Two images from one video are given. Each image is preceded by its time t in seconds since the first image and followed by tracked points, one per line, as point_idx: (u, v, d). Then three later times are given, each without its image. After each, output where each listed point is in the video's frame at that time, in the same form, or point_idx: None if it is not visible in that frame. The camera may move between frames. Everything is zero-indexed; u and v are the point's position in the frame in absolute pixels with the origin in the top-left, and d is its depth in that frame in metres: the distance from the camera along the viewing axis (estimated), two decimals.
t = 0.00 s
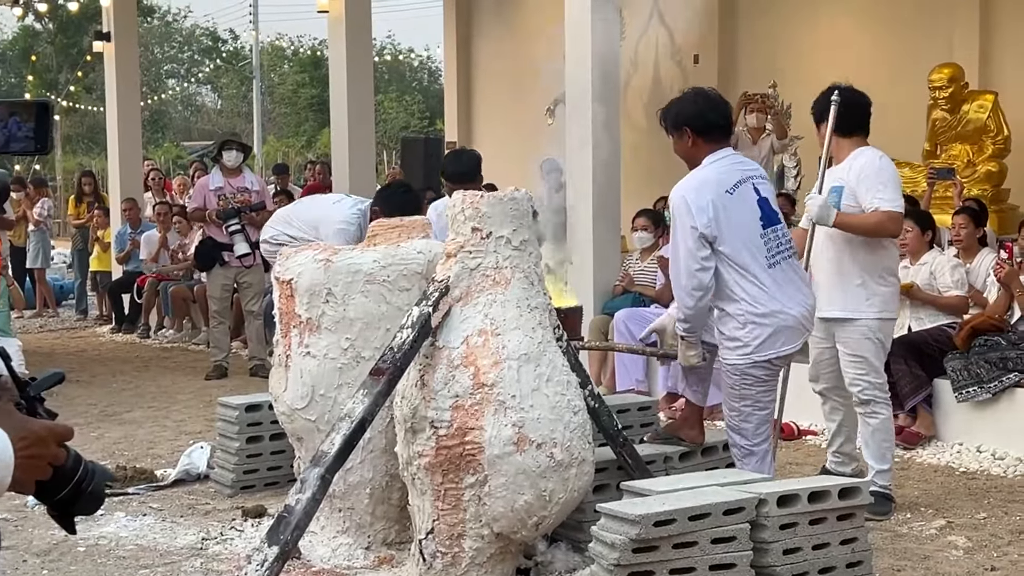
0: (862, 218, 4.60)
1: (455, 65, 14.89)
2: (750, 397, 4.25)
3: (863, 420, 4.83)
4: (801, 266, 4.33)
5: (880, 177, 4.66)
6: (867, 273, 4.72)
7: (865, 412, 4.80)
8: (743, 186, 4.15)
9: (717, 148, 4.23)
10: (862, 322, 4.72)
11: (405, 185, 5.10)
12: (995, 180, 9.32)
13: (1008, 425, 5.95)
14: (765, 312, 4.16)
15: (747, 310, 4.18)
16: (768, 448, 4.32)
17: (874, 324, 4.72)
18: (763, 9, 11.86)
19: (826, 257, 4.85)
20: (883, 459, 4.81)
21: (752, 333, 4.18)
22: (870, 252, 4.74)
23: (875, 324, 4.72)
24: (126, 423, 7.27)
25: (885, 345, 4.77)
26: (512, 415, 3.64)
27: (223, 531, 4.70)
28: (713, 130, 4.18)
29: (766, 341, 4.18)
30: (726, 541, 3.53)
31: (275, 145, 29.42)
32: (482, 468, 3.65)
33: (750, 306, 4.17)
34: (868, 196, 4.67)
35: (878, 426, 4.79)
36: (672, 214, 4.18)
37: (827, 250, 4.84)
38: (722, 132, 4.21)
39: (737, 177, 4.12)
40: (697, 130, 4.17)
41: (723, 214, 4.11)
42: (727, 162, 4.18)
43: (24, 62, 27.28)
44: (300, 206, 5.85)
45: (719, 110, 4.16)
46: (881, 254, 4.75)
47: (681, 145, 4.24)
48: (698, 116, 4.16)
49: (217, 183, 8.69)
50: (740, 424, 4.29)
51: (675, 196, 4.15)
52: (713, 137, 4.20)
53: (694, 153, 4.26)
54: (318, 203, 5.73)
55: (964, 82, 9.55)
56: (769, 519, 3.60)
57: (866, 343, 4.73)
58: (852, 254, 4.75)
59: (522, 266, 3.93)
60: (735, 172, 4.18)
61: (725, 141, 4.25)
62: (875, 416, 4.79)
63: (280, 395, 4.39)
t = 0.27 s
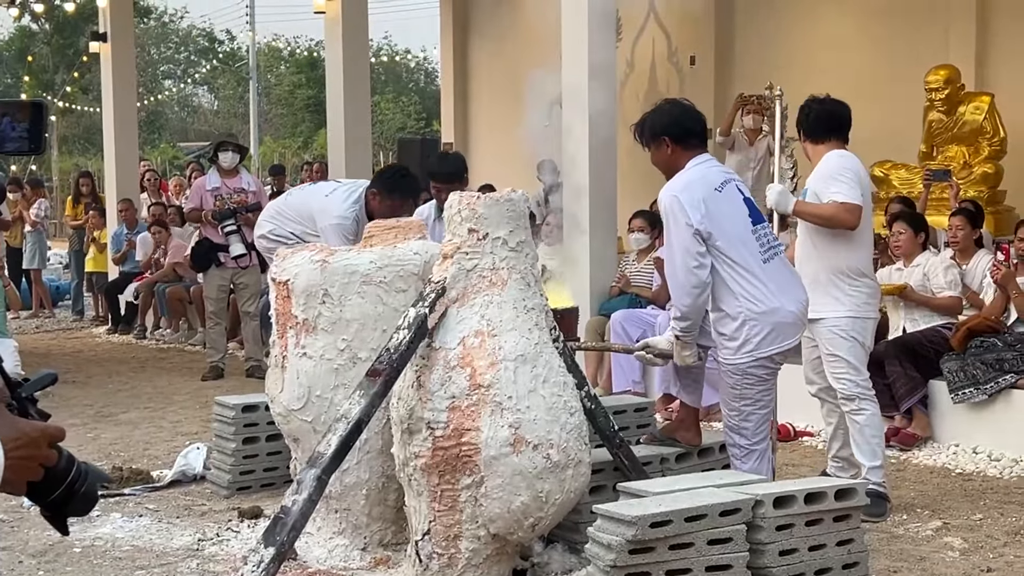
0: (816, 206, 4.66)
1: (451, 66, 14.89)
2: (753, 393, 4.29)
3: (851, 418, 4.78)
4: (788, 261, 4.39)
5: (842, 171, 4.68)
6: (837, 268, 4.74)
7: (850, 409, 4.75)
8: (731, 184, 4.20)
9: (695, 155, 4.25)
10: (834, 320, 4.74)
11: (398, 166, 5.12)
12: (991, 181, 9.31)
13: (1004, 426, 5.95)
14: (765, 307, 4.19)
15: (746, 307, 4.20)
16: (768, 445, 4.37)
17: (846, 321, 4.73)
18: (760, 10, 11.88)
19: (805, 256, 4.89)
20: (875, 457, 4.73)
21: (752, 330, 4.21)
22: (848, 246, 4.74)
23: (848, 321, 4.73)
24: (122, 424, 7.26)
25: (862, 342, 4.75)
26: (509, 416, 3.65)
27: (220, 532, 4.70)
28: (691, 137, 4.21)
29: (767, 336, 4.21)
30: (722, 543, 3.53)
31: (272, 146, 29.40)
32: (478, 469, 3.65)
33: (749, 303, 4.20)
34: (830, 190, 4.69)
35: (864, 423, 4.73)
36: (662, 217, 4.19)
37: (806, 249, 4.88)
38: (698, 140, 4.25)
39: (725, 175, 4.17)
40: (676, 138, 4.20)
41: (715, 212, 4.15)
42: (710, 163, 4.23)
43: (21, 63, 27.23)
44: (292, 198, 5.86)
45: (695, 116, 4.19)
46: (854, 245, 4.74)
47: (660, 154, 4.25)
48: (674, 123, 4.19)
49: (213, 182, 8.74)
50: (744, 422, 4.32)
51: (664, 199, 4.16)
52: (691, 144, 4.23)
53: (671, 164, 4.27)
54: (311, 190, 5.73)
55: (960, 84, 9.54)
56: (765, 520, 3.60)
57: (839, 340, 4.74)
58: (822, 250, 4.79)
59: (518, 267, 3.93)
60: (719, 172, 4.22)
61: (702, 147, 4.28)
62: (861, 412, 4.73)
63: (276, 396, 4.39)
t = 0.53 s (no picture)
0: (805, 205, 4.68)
1: (450, 67, 14.89)
2: (750, 394, 4.30)
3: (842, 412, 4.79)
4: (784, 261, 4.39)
5: (833, 169, 4.68)
6: (829, 263, 4.76)
7: (843, 403, 4.76)
8: (724, 187, 4.20)
9: (687, 157, 4.26)
10: (831, 313, 4.76)
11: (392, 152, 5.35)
12: (990, 182, 9.32)
13: (1002, 427, 5.95)
14: (759, 308, 4.20)
15: (741, 307, 4.20)
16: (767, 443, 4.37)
17: (840, 315, 4.75)
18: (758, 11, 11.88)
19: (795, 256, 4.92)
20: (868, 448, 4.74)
21: (747, 330, 4.22)
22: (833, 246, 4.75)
23: (844, 315, 4.75)
24: (120, 425, 7.26)
25: (857, 336, 4.77)
26: (507, 416, 3.65)
27: (218, 533, 4.70)
28: (682, 140, 4.21)
29: (762, 336, 4.22)
30: (720, 543, 3.53)
31: (270, 147, 29.39)
32: (476, 469, 3.65)
33: (744, 303, 4.20)
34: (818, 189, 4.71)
35: (856, 416, 4.73)
36: (656, 221, 4.19)
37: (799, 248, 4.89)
38: (690, 144, 4.25)
39: (718, 178, 4.17)
40: (666, 142, 4.20)
41: (709, 214, 4.15)
42: (702, 166, 4.23)
43: (19, 63, 27.20)
44: (286, 193, 5.87)
45: (684, 120, 4.19)
46: (837, 243, 4.75)
47: (651, 158, 4.25)
48: (664, 127, 4.19)
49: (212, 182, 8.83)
50: (740, 421, 4.32)
51: (657, 202, 4.16)
52: (682, 148, 4.23)
53: (663, 167, 4.27)
54: (306, 184, 5.76)
55: (958, 85, 9.55)
56: (764, 520, 3.61)
57: (834, 333, 4.75)
58: (810, 248, 4.82)
59: (516, 267, 3.93)
60: (711, 175, 4.22)
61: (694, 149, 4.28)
62: (853, 405, 4.74)
63: (275, 397, 4.39)
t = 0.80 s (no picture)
0: (816, 208, 4.66)
1: (450, 67, 14.89)
2: (749, 394, 4.30)
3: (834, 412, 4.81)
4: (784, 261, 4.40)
5: (847, 175, 4.67)
6: (836, 263, 4.73)
7: (835, 405, 4.77)
8: (723, 187, 4.20)
9: (686, 158, 4.26)
10: (831, 313, 4.74)
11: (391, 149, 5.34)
12: (989, 182, 9.32)
13: (1002, 427, 5.95)
14: (760, 308, 4.19)
15: (741, 307, 4.20)
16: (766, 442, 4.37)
17: (841, 315, 4.73)
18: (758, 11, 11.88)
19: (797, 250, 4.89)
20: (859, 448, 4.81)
21: (747, 330, 4.21)
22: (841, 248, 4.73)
23: (845, 315, 4.73)
24: (120, 425, 7.26)
25: (854, 338, 4.76)
26: (507, 416, 3.65)
27: (218, 533, 4.70)
28: (680, 141, 4.22)
29: (762, 336, 4.21)
30: (720, 543, 3.53)
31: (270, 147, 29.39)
32: (476, 469, 3.65)
33: (744, 303, 4.20)
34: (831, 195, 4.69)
35: (850, 418, 4.75)
36: (655, 222, 4.19)
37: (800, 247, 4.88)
38: (688, 144, 4.25)
39: (717, 178, 4.17)
40: (664, 143, 4.21)
41: (708, 214, 4.15)
42: (700, 167, 4.23)
43: (19, 63, 27.19)
44: (286, 191, 5.87)
45: (682, 122, 4.19)
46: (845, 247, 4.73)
47: (650, 160, 4.26)
48: (662, 129, 4.20)
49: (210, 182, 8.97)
50: (740, 421, 4.32)
51: (656, 203, 4.16)
52: (680, 149, 4.23)
53: (662, 169, 4.27)
54: (307, 182, 5.77)
55: (958, 85, 9.55)
56: (763, 520, 3.61)
57: (835, 334, 4.74)
58: (814, 246, 4.80)
59: (516, 267, 3.93)
60: (710, 176, 4.22)
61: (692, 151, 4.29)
62: (845, 408, 4.75)
63: (275, 397, 4.39)
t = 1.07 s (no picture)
0: (831, 212, 4.63)
1: (449, 67, 14.89)
2: (751, 393, 4.30)
3: (840, 415, 4.84)
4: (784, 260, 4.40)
5: (863, 180, 4.67)
6: (848, 267, 4.72)
7: (843, 408, 4.81)
8: (722, 187, 4.20)
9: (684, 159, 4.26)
10: (845, 317, 4.72)
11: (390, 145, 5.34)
12: (989, 182, 9.32)
13: (1002, 427, 5.96)
14: (761, 308, 4.20)
15: (742, 306, 4.20)
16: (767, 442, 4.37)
17: (854, 320, 4.73)
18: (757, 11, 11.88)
19: (803, 251, 4.85)
20: (862, 454, 4.82)
21: (749, 329, 4.21)
22: (851, 251, 4.72)
23: (857, 320, 4.73)
24: (120, 425, 7.26)
25: (864, 342, 4.77)
26: (507, 416, 3.65)
27: (218, 532, 4.71)
28: (678, 142, 4.22)
29: (763, 335, 4.22)
30: (720, 543, 3.53)
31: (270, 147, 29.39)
32: (476, 470, 3.65)
33: (746, 303, 4.20)
34: (846, 199, 4.68)
35: (856, 422, 4.80)
36: (655, 222, 4.19)
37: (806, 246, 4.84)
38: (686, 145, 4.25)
39: (716, 178, 4.17)
40: (662, 145, 4.21)
41: (708, 214, 4.15)
42: (699, 167, 4.23)
43: (19, 63, 27.21)
44: (287, 191, 5.87)
45: (680, 123, 4.20)
46: (857, 252, 4.72)
47: (647, 162, 4.26)
48: (660, 130, 4.19)
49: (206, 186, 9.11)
50: (741, 420, 4.32)
51: (657, 202, 4.16)
52: (679, 150, 4.23)
53: (660, 170, 4.27)
54: (307, 180, 5.77)
55: (958, 84, 9.55)
56: (763, 520, 3.61)
57: (844, 337, 4.73)
58: (823, 247, 4.77)
59: (516, 267, 3.93)
60: (708, 176, 4.23)
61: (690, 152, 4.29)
62: (852, 412, 4.79)
63: (275, 397, 4.39)
